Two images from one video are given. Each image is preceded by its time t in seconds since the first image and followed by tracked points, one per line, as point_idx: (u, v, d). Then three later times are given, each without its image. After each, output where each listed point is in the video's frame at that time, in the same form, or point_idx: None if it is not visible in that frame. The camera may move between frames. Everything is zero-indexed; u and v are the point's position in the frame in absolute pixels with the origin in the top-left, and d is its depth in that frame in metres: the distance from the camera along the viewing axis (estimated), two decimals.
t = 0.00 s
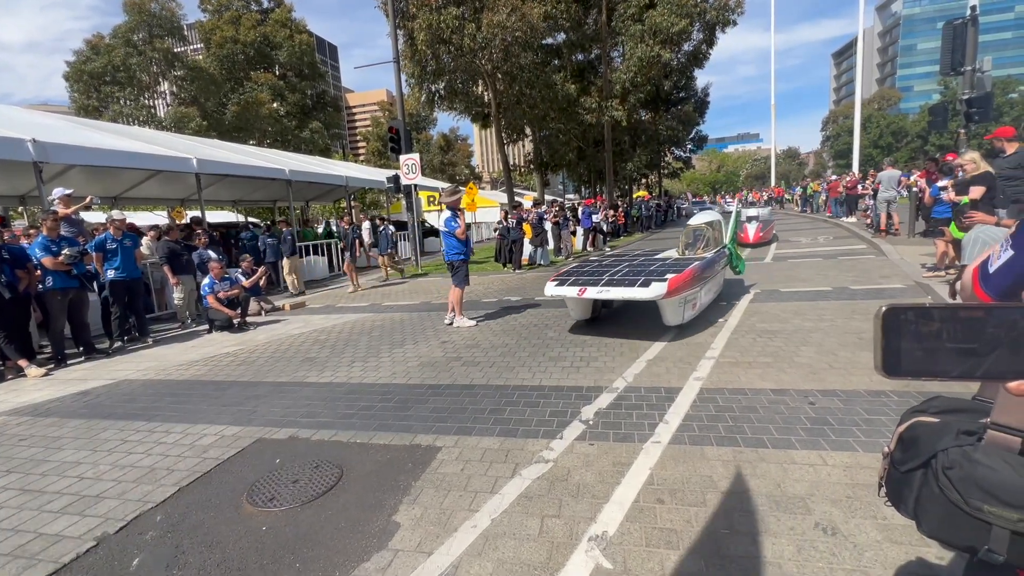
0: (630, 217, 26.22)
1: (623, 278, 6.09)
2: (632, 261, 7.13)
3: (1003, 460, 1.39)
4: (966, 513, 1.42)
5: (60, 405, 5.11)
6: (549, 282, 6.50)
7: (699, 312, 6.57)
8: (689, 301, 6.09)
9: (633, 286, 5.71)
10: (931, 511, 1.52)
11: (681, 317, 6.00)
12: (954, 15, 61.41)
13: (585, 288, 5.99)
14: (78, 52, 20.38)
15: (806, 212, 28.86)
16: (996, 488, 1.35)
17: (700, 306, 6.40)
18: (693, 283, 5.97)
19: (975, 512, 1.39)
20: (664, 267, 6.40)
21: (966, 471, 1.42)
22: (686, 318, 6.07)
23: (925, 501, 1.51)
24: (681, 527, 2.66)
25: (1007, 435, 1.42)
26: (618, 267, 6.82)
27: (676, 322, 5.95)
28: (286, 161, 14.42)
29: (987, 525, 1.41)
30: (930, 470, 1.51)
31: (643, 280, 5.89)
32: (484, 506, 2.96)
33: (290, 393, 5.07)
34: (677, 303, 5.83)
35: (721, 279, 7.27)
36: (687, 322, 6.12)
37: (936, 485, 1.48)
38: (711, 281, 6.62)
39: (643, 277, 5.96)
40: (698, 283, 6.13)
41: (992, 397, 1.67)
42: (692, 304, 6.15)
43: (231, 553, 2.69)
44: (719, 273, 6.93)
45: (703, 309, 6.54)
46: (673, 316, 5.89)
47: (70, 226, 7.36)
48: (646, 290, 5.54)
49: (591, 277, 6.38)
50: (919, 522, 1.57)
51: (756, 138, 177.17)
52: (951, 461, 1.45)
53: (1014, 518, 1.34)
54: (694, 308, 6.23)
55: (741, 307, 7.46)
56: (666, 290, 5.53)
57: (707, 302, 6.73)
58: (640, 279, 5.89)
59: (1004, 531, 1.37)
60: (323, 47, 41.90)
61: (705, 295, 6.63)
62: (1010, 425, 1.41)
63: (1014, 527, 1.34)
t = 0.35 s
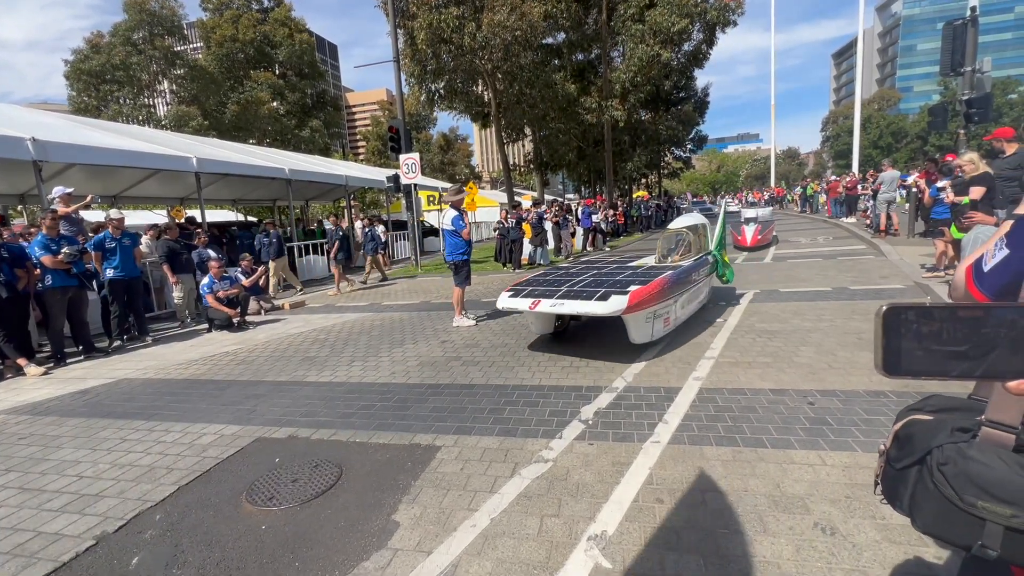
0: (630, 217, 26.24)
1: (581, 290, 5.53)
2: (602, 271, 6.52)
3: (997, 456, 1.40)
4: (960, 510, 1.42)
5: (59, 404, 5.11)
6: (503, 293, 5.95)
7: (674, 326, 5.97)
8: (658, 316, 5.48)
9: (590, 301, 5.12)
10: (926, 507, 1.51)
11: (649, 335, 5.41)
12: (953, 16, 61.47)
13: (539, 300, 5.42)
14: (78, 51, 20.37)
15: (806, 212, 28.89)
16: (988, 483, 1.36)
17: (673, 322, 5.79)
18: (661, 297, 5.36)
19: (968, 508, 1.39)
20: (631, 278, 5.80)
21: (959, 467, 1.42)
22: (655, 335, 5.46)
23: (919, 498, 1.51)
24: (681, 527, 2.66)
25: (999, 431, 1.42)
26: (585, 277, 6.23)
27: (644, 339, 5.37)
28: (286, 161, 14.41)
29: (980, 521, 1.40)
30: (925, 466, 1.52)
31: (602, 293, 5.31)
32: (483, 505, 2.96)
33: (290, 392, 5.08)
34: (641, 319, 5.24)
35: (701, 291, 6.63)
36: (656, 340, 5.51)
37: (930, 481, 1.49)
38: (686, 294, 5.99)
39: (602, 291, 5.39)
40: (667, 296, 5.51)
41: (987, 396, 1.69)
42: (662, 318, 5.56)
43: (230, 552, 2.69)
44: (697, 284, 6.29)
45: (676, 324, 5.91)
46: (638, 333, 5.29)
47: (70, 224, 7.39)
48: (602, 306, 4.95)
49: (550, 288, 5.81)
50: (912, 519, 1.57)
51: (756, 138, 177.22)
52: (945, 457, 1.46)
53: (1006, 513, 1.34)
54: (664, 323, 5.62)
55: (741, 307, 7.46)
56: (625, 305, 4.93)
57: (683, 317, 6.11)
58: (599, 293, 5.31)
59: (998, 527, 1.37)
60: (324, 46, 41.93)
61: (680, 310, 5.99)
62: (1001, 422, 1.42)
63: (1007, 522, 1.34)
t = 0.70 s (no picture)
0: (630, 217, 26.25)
1: (522, 307, 4.83)
2: (562, 282, 5.87)
3: (1001, 456, 1.40)
4: (965, 511, 1.42)
5: (58, 403, 5.11)
6: (439, 307, 5.26)
7: (637, 346, 5.30)
8: (611, 337, 4.82)
9: (527, 320, 4.45)
10: (931, 510, 1.51)
11: (600, 359, 4.75)
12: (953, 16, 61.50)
13: (474, 316, 4.75)
14: (77, 50, 20.38)
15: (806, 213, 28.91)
16: (994, 484, 1.36)
17: (632, 343, 5.13)
18: (613, 315, 4.71)
19: (975, 510, 1.39)
20: (586, 292, 5.14)
21: (965, 469, 1.42)
22: (607, 359, 4.81)
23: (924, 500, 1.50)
24: (680, 527, 2.66)
25: (1003, 432, 1.42)
26: (538, 290, 5.55)
27: (596, 363, 4.72)
28: (285, 160, 14.39)
29: (987, 523, 1.40)
30: (928, 469, 1.51)
31: (543, 311, 4.60)
32: (483, 505, 2.96)
33: (289, 391, 5.08)
34: (588, 341, 4.58)
35: (671, 306, 5.94)
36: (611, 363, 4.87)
37: (935, 483, 1.49)
38: (649, 312, 5.31)
39: (545, 308, 4.69)
40: (622, 314, 4.84)
41: (987, 395, 1.69)
42: (618, 339, 4.91)
43: (230, 551, 2.69)
44: (665, 298, 5.60)
45: (637, 345, 5.26)
46: (586, 357, 4.64)
47: (70, 223, 7.39)
48: (540, 328, 4.28)
49: (494, 302, 5.15)
50: (917, 523, 1.57)
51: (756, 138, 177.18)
52: (951, 459, 1.45)
53: (1013, 515, 1.34)
54: (620, 345, 4.97)
55: (741, 307, 7.46)
56: (565, 327, 4.26)
57: (645, 337, 5.44)
58: (540, 311, 4.61)
59: (1004, 529, 1.37)
60: (324, 46, 41.98)
61: (641, 330, 5.31)
62: (1004, 422, 1.43)
63: (1014, 524, 1.34)
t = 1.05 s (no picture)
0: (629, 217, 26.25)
1: (440, 329, 4.14)
2: (508, 294, 5.14)
3: (1000, 455, 1.40)
4: (964, 510, 1.41)
5: (58, 402, 5.10)
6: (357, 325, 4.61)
7: (584, 373, 4.54)
8: (545, 365, 4.08)
9: (436, 347, 3.75)
10: (930, 508, 1.51)
11: (531, 391, 4.02)
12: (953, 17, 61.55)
13: (383, 339, 4.09)
14: (76, 49, 20.37)
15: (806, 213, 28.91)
16: (990, 482, 1.36)
17: (575, 370, 4.38)
18: (543, 339, 3.95)
19: (973, 508, 1.39)
20: (525, 308, 4.42)
21: (963, 467, 1.42)
22: (540, 389, 4.07)
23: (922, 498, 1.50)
24: (680, 526, 2.66)
25: (1001, 431, 1.42)
26: (475, 305, 4.84)
27: (523, 396, 3.99)
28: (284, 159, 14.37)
29: (985, 522, 1.40)
30: (928, 466, 1.51)
31: (458, 334, 3.91)
32: (482, 504, 2.96)
33: (289, 391, 5.07)
34: (511, 370, 3.83)
35: (633, 324, 5.16)
36: (544, 395, 4.12)
37: (934, 481, 1.48)
38: (598, 333, 4.54)
39: (461, 331, 3.99)
40: (558, 338, 4.09)
41: (987, 395, 1.69)
42: (553, 366, 4.16)
43: (229, 550, 2.69)
44: (620, 317, 4.80)
45: (583, 371, 4.50)
46: (511, 388, 3.90)
47: (69, 223, 7.39)
48: (445, 356, 3.58)
49: (416, 321, 4.45)
50: (916, 520, 1.56)
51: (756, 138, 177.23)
52: (949, 458, 1.46)
53: (1011, 513, 1.34)
54: (558, 373, 4.21)
55: (741, 307, 7.46)
56: (474, 356, 3.55)
57: (596, 361, 4.66)
58: (453, 335, 3.92)
59: (1002, 527, 1.37)
60: (324, 45, 42.02)
61: (590, 354, 4.55)
62: (1002, 420, 1.43)
63: (1011, 522, 1.34)
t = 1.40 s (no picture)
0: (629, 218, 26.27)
1: (322, 358, 3.52)
2: (433, 313, 4.47)
3: (999, 456, 1.40)
4: (964, 511, 1.41)
5: (57, 402, 5.09)
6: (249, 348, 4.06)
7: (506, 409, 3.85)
8: (445, 405, 3.40)
9: (296, 386, 3.11)
10: (928, 510, 1.51)
11: (427, 435, 3.36)
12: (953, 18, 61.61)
13: (256, 371, 3.52)
14: (75, 49, 20.36)
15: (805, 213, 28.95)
16: (990, 482, 1.37)
17: (492, 407, 3.69)
18: (437, 374, 3.26)
19: (972, 509, 1.39)
20: (433, 333, 3.74)
21: (963, 468, 1.42)
22: (440, 432, 3.41)
23: (923, 499, 1.50)
24: (679, 526, 2.67)
25: (1000, 432, 1.43)
26: (389, 325, 4.20)
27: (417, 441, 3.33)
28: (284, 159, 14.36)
29: (984, 523, 1.40)
30: (927, 467, 1.51)
31: (331, 369, 3.27)
32: (482, 505, 2.96)
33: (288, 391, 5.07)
34: (393, 411, 3.17)
35: (577, 348, 4.42)
36: (446, 437, 3.45)
37: (933, 482, 1.48)
38: (521, 362, 3.82)
39: (339, 363, 3.35)
40: (460, 373, 3.39)
41: (985, 396, 1.70)
42: (458, 403, 3.48)
43: (228, 550, 2.69)
44: (554, 342, 4.08)
45: (503, 408, 3.78)
46: (397, 432, 3.25)
47: (68, 223, 7.39)
48: (299, 400, 2.95)
49: (308, 347, 3.86)
50: (915, 521, 1.56)
51: (756, 139, 177.20)
52: (948, 458, 1.46)
53: (1011, 514, 1.35)
54: (465, 411, 3.53)
55: (740, 307, 7.47)
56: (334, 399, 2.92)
57: (524, 395, 3.94)
58: (325, 369, 3.29)
59: (1002, 529, 1.37)
60: (323, 45, 42.03)
61: (515, 388, 3.84)
62: (1001, 422, 1.43)
63: (1011, 523, 1.34)
